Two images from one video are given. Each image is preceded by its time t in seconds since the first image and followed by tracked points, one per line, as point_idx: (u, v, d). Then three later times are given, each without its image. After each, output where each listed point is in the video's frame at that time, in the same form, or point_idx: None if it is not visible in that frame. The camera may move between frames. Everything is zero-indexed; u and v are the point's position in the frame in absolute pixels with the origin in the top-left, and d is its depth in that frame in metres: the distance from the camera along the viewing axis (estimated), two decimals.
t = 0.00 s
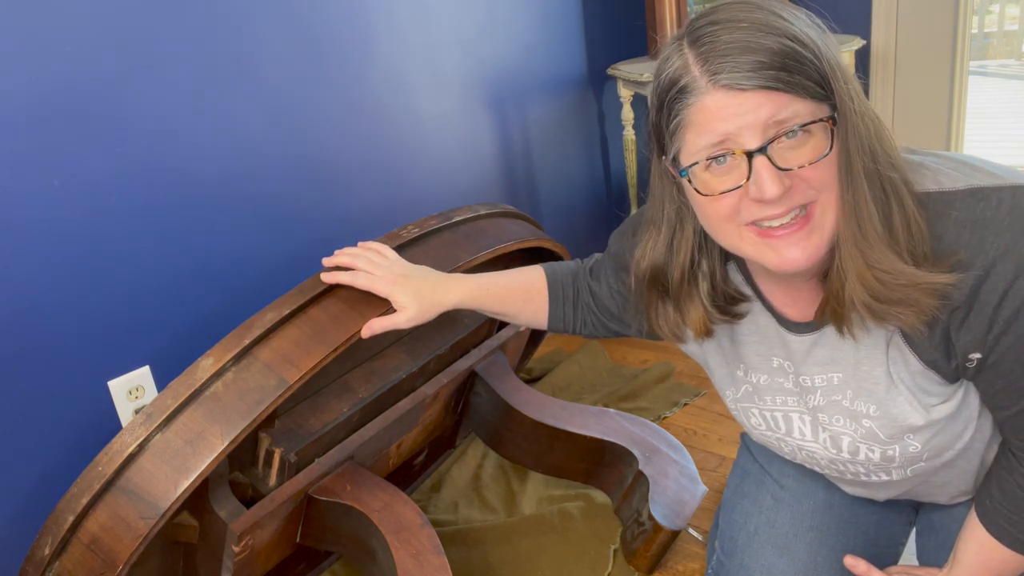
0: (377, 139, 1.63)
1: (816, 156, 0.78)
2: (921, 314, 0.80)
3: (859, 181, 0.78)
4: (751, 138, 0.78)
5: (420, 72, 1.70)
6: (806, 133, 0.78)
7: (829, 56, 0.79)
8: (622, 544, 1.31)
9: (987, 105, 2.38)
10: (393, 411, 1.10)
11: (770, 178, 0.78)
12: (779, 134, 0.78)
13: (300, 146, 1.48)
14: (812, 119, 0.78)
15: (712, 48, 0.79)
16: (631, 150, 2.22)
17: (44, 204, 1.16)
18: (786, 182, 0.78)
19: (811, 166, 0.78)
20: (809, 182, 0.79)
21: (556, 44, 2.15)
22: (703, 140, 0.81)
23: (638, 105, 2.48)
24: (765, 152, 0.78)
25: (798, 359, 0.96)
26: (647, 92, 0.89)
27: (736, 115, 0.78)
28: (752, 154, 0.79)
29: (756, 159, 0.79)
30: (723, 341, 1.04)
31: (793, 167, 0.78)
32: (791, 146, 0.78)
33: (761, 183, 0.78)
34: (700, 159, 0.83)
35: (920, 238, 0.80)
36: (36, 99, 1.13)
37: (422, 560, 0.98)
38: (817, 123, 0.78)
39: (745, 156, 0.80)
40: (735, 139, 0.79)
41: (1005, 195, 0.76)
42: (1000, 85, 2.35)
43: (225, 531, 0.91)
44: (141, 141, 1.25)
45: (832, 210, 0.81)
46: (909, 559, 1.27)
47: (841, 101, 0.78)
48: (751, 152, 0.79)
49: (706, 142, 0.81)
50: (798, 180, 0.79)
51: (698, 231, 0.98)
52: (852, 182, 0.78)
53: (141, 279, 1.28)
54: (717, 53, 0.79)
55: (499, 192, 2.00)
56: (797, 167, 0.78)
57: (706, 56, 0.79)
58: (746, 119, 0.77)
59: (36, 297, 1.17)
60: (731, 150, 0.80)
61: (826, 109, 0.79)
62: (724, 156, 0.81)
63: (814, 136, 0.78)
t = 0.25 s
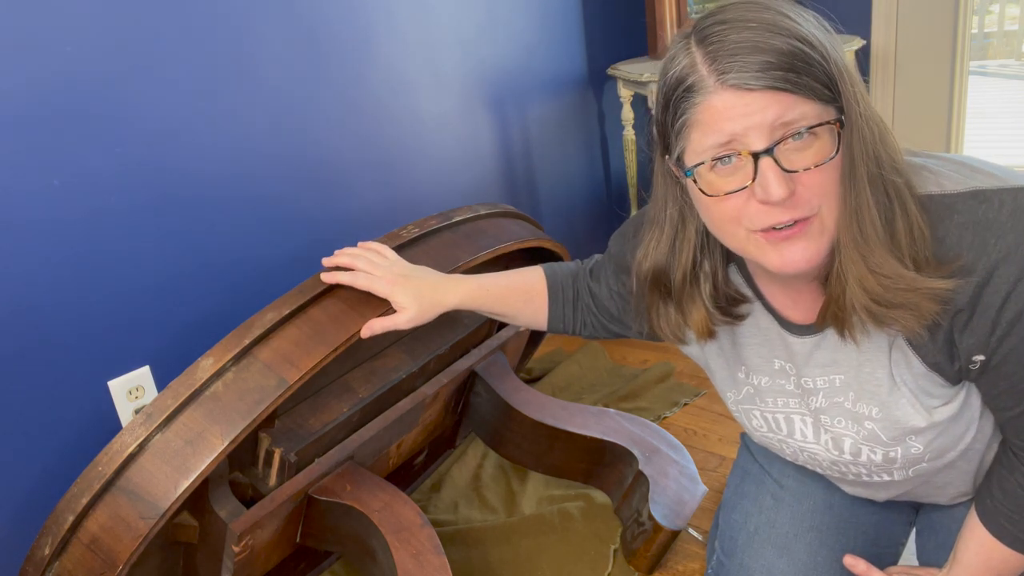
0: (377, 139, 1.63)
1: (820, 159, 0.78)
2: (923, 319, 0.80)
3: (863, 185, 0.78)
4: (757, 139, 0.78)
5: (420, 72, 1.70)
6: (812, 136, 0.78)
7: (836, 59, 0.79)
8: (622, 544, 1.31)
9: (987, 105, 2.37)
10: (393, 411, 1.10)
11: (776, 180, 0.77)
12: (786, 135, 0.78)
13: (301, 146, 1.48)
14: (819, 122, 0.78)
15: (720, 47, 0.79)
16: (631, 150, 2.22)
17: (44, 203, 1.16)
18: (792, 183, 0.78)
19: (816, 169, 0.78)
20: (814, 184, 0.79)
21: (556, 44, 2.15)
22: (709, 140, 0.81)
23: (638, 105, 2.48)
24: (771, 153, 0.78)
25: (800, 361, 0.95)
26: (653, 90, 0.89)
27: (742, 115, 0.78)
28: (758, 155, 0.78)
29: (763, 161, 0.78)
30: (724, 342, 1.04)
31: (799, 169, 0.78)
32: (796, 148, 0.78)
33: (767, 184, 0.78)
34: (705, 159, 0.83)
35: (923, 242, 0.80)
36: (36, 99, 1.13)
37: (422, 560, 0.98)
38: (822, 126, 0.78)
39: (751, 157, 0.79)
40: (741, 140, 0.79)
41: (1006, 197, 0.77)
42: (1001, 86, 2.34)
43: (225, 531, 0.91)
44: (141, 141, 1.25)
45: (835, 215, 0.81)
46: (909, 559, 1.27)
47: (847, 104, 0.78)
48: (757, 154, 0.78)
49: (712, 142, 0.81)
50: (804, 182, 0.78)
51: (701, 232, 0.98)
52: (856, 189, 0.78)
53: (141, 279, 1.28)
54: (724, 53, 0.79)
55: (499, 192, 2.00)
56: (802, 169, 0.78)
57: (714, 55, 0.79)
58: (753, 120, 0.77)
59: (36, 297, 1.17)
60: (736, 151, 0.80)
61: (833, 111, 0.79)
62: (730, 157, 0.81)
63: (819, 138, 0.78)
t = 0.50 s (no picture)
0: (377, 139, 1.63)
1: (822, 158, 0.78)
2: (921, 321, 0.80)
3: (863, 186, 0.78)
4: (759, 137, 0.78)
5: (420, 72, 1.70)
6: (814, 136, 0.78)
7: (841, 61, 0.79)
8: (622, 544, 1.31)
9: (986, 105, 2.35)
10: (393, 411, 1.10)
11: (776, 179, 0.77)
12: (788, 134, 0.78)
13: (300, 146, 1.48)
14: (821, 122, 0.78)
15: (724, 44, 0.79)
16: (630, 150, 2.22)
17: (44, 204, 1.16)
18: (792, 182, 0.78)
19: (817, 169, 0.78)
20: (815, 183, 0.79)
21: (556, 44, 2.15)
22: (710, 137, 0.81)
23: (638, 105, 2.48)
24: (772, 152, 0.78)
25: (800, 362, 0.95)
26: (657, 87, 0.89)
27: (742, 112, 0.78)
28: (759, 154, 0.78)
29: (763, 159, 0.78)
30: (724, 343, 1.04)
31: (799, 168, 0.78)
32: (798, 147, 0.78)
33: (766, 183, 0.78)
34: (706, 156, 0.83)
35: (922, 244, 0.80)
36: (36, 99, 1.13)
37: (421, 560, 0.98)
38: (824, 126, 0.78)
39: (752, 156, 0.79)
40: (743, 138, 0.79)
41: (1005, 198, 0.77)
42: (1001, 86, 2.30)
43: (225, 531, 0.91)
44: (142, 141, 1.25)
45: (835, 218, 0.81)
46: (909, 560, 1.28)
47: (850, 105, 0.79)
48: (758, 152, 0.78)
49: (713, 139, 0.81)
50: (804, 181, 0.78)
51: (699, 231, 0.99)
52: (857, 190, 0.79)
53: (141, 279, 1.29)
54: (728, 50, 0.79)
55: (499, 192, 2.00)
56: (803, 168, 0.78)
57: (717, 52, 0.80)
58: (755, 118, 0.77)
59: (36, 297, 1.17)
60: (738, 149, 0.80)
61: (835, 113, 0.79)
62: (731, 154, 0.81)
63: (821, 138, 0.78)
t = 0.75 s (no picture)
0: (377, 139, 1.63)
1: (779, 166, 0.75)
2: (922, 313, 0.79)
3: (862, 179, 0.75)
4: (715, 140, 0.76)
5: (420, 72, 1.70)
6: (772, 145, 0.74)
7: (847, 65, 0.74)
8: (622, 544, 1.31)
9: (986, 105, 2.38)
10: (393, 411, 1.10)
11: (723, 183, 0.76)
12: (743, 141, 0.75)
13: (300, 145, 1.48)
14: (784, 134, 0.74)
15: (700, 46, 0.77)
16: (631, 150, 2.22)
17: (45, 204, 1.16)
18: (742, 187, 0.76)
19: (773, 176, 0.75)
20: (770, 189, 0.76)
21: (556, 44, 2.15)
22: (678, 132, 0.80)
23: (638, 105, 2.48)
24: (726, 156, 0.76)
25: (802, 353, 0.95)
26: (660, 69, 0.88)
27: (709, 116, 0.75)
28: (713, 156, 0.77)
29: (716, 162, 0.77)
30: (724, 333, 1.04)
31: (749, 175, 0.75)
32: (755, 154, 0.75)
33: (714, 186, 0.77)
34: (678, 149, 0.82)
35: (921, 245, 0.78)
36: (36, 99, 1.13)
37: (422, 560, 0.98)
38: (787, 138, 0.74)
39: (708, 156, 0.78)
40: (703, 138, 0.77)
41: (1011, 194, 0.77)
42: (1002, 86, 2.33)
43: (225, 531, 0.91)
44: (142, 141, 1.25)
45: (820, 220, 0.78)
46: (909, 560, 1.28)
47: (830, 117, 0.73)
48: (712, 154, 0.77)
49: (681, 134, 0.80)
50: (760, 186, 0.76)
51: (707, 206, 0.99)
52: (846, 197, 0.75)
53: (141, 279, 1.29)
54: (714, 54, 0.75)
55: (499, 192, 2.00)
56: (754, 176, 0.75)
57: (704, 53, 0.76)
58: (713, 122, 0.76)
59: (36, 297, 1.17)
60: (697, 149, 0.79)
61: (809, 123, 0.74)
62: (692, 153, 0.80)
63: (779, 148, 0.74)
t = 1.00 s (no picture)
0: (377, 139, 1.63)
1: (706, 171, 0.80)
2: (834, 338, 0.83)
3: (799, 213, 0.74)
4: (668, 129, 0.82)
5: (420, 71, 1.70)
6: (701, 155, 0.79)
7: (806, 89, 0.71)
8: (622, 544, 1.31)
9: (986, 105, 2.40)
10: (393, 411, 1.09)
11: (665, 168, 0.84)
12: (683, 141, 0.80)
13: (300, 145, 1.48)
14: (712, 151, 0.78)
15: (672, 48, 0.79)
16: (631, 150, 2.22)
17: (45, 203, 1.16)
18: (678, 178, 0.83)
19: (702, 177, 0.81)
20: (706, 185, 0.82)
21: (556, 44, 2.15)
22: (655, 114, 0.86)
23: (638, 105, 2.48)
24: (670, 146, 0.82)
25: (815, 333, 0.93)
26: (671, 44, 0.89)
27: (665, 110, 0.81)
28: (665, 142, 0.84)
29: (665, 148, 0.84)
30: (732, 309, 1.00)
31: (684, 170, 0.82)
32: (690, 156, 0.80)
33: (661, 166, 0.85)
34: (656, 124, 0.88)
35: (859, 292, 0.78)
36: (35, 99, 1.12)
37: (422, 560, 0.98)
38: (713, 154, 0.78)
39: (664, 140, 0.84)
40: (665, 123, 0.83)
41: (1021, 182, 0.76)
42: (1002, 86, 2.36)
43: (225, 531, 0.91)
44: (142, 141, 1.25)
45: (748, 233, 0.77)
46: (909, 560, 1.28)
47: (756, 160, 0.74)
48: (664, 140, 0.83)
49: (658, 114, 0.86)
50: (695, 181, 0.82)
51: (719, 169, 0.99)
52: (756, 214, 0.76)
53: (141, 279, 1.29)
54: (672, 65, 0.78)
55: (499, 192, 2.00)
56: (687, 172, 0.81)
57: (676, 65, 0.78)
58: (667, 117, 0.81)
59: (36, 297, 1.17)
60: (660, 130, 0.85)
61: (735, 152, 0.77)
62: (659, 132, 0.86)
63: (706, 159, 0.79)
